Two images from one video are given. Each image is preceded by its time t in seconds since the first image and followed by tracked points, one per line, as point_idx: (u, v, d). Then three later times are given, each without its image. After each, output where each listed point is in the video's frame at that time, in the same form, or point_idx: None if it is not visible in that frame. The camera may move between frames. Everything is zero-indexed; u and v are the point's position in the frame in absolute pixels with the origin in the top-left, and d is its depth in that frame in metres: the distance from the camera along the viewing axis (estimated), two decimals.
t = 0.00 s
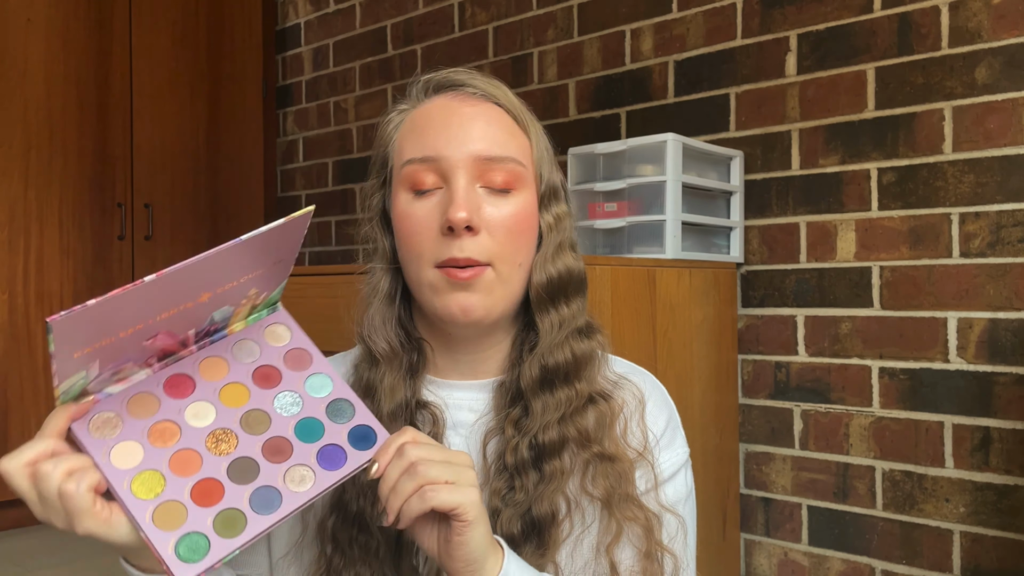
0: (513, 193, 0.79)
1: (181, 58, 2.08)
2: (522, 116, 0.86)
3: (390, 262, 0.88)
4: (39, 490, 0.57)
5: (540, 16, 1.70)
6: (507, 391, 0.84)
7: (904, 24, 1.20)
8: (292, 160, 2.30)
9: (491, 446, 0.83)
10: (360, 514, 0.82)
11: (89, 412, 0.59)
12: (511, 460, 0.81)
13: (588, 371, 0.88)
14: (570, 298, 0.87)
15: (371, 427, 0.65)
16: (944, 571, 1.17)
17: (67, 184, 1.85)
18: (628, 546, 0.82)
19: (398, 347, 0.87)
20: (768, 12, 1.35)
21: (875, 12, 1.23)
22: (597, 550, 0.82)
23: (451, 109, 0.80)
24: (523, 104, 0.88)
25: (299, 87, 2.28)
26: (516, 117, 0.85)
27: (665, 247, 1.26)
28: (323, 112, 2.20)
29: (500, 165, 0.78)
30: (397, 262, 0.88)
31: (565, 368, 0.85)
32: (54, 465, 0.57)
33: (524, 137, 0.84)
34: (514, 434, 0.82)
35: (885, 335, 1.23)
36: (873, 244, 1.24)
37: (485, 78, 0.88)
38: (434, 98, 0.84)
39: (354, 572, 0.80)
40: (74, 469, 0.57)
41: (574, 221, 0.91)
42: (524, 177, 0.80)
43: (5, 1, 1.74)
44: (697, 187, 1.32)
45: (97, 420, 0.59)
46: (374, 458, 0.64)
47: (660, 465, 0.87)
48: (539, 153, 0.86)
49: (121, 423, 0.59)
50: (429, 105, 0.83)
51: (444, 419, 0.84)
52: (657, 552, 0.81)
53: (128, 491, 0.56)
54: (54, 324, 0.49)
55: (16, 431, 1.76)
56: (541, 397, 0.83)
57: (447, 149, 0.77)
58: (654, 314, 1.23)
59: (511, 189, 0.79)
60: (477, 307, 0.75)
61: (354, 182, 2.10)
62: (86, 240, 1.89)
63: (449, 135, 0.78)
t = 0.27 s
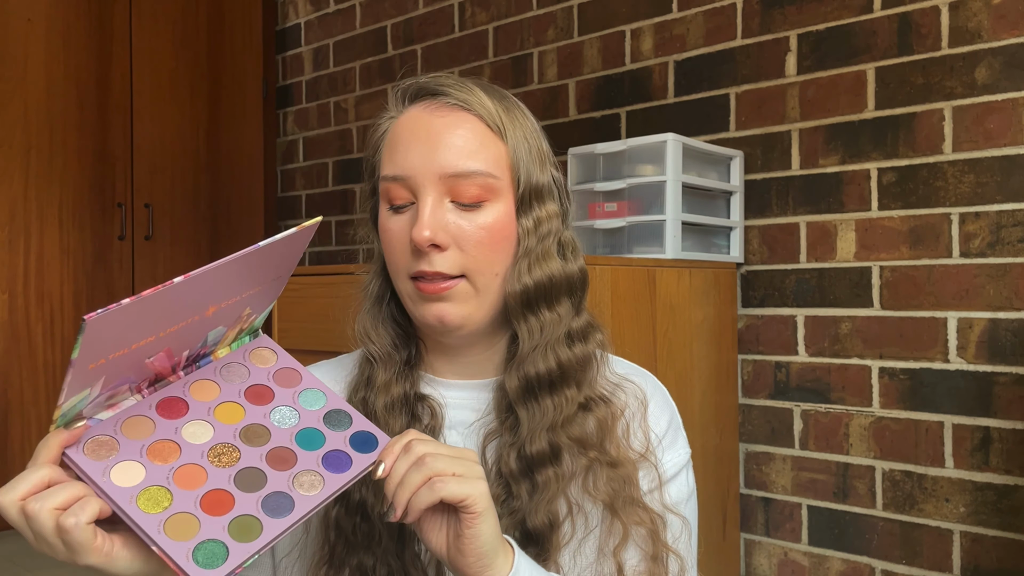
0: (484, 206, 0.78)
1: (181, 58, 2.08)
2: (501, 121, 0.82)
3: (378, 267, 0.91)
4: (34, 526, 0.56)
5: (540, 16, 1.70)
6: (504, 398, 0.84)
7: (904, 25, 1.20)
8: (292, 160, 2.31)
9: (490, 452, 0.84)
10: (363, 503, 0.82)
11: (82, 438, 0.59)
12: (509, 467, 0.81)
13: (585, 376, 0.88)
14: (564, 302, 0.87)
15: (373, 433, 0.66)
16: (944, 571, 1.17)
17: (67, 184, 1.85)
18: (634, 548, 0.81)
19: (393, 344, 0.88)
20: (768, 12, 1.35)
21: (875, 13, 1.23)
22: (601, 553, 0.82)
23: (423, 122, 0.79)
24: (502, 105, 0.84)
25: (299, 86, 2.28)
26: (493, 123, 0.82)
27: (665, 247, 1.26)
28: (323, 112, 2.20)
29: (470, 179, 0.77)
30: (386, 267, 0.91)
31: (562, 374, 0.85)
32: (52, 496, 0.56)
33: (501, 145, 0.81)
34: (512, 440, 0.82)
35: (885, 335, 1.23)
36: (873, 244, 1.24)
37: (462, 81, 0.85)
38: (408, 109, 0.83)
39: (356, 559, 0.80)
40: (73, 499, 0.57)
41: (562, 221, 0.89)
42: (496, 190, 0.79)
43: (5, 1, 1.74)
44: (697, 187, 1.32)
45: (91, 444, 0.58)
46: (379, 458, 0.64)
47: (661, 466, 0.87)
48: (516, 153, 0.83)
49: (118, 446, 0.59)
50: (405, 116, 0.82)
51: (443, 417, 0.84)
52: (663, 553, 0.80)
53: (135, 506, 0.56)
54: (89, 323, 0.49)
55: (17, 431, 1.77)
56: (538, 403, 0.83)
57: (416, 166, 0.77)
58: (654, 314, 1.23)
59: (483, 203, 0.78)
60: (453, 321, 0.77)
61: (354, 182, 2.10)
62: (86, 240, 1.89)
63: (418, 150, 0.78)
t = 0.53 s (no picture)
0: (482, 206, 0.78)
1: (181, 58, 2.08)
2: (500, 121, 0.82)
3: (378, 267, 0.92)
4: (34, 519, 0.56)
5: (540, 16, 1.70)
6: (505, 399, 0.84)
7: (904, 25, 1.20)
8: (292, 160, 2.30)
9: (491, 454, 0.83)
10: (363, 504, 0.82)
11: (85, 434, 0.59)
12: (510, 469, 0.81)
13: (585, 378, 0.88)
14: (564, 304, 0.88)
15: (377, 434, 0.66)
16: (944, 571, 1.17)
17: (67, 184, 1.85)
18: (636, 550, 0.81)
19: (393, 346, 0.88)
20: (768, 12, 1.35)
21: (875, 12, 1.23)
22: (603, 555, 0.81)
23: (421, 122, 0.79)
24: (501, 105, 0.84)
25: (299, 86, 2.28)
26: (492, 123, 0.81)
27: (665, 247, 1.26)
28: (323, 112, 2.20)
29: (468, 179, 0.77)
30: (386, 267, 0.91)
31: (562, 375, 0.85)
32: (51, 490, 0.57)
33: (499, 145, 0.81)
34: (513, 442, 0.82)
35: (885, 335, 1.23)
36: (873, 244, 1.24)
37: (462, 80, 0.85)
38: (406, 109, 0.83)
39: (357, 559, 0.80)
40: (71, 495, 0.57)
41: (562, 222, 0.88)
42: (495, 190, 0.79)
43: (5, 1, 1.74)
44: (697, 187, 1.31)
45: (96, 440, 0.59)
46: (383, 458, 0.63)
47: (662, 467, 0.86)
48: (515, 154, 0.83)
49: (122, 442, 0.59)
50: (404, 116, 0.82)
51: (443, 418, 0.84)
52: (665, 556, 0.80)
53: (138, 500, 0.56)
54: (104, 324, 0.50)
55: (17, 432, 1.76)
56: (539, 405, 0.83)
57: (414, 166, 0.77)
58: (654, 314, 1.23)
59: (481, 204, 0.78)
60: (450, 322, 0.77)
61: (354, 182, 2.10)
62: (86, 240, 1.89)
63: (415, 151, 0.78)
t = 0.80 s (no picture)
0: (478, 205, 0.78)
1: (181, 58, 2.08)
2: (498, 121, 0.82)
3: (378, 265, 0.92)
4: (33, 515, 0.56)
5: (540, 16, 1.70)
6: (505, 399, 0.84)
7: (904, 24, 1.20)
8: (292, 160, 2.30)
9: (492, 454, 0.83)
10: (363, 500, 0.82)
11: (87, 431, 0.59)
12: (511, 469, 0.81)
13: (585, 377, 0.88)
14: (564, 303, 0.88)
15: (378, 427, 0.66)
16: (944, 571, 1.17)
17: (67, 183, 1.85)
18: (640, 548, 0.81)
19: (394, 342, 0.88)
20: (768, 12, 1.35)
21: (875, 12, 1.23)
22: (607, 554, 0.81)
23: (419, 123, 0.79)
24: (500, 105, 0.84)
25: (299, 86, 2.28)
26: (489, 123, 0.81)
27: (665, 247, 1.26)
28: (323, 112, 2.20)
29: (464, 179, 0.77)
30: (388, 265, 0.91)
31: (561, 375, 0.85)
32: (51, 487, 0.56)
33: (497, 145, 0.81)
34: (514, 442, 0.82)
35: (884, 335, 1.23)
36: (873, 244, 1.24)
37: (461, 80, 0.85)
38: (405, 111, 0.83)
39: (356, 554, 0.80)
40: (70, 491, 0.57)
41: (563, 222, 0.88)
42: (491, 190, 0.79)
43: (5, 1, 1.74)
44: (697, 187, 1.31)
45: (98, 436, 0.59)
46: (384, 450, 0.64)
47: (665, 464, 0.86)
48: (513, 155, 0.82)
49: (125, 437, 0.59)
50: (402, 117, 0.82)
51: (444, 414, 0.84)
52: (670, 554, 0.80)
53: (142, 495, 0.56)
54: (123, 340, 0.50)
55: (17, 432, 1.76)
56: (539, 405, 0.83)
57: (410, 166, 0.77)
58: (654, 314, 1.23)
59: (477, 203, 0.78)
60: (444, 320, 0.76)
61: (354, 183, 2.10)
62: (86, 240, 1.89)
63: (413, 152, 0.78)
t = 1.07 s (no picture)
0: (476, 205, 0.78)
1: (181, 58, 2.08)
2: (499, 122, 0.82)
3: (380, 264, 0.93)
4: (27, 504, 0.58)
5: (540, 16, 1.70)
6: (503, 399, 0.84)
7: (904, 24, 1.20)
8: (292, 160, 2.30)
9: (490, 454, 0.83)
10: (360, 496, 0.82)
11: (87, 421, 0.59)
12: (509, 470, 0.81)
13: (584, 379, 0.87)
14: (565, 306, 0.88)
15: (374, 421, 0.66)
16: (944, 571, 1.17)
17: (67, 184, 1.85)
18: (638, 551, 0.81)
19: (395, 340, 0.88)
20: (768, 12, 1.35)
21: (875, 12, 1.23)
22: (605, 556, 0.81)
23: (420, 122, 0.80)
24: (502, 106, 0.84)
25: (299, 86, 2.28)
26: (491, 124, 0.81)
27: (665, 247, 1.26)
28: (323, 112, 2.20)
29: (462, 178, 0.77)
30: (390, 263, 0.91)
31: (560, 377, 0.85)
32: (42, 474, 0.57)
33: (496, 144, 0.81)
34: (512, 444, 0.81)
35: (884, 335, 1.23)
36: (873, 244, 1.24)
37: (463, 80, 0.85)
38: (408, 110, 0.83)
39: (353, 549, 0.80)
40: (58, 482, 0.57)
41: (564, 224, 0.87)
42: (490, 188, 0.79)
43: (5, 1, 1.74)
44: (697, 187, 1.31)
45: (97, 425, 0.59)
46: (380, 442, 0.63)
47: (665, 467, 0.86)
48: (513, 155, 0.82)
49: (123, 426, 0.60)
50: (405, 116, 0.83)
51: (443, 414, 0.84)
52: (669, 557, 0.80)
53: (136, 478, 0.56)
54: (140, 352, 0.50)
55: (17, 431, 1.77)
56: (538, 407, 0.83)
57: (410, 165, 0.78)
58: (654, 313, 1.23)
59: (475, 203, 0.78)
60: (442, 319, 0.77)
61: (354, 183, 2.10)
62: (86, 240, 1.90)
63: (413, 151, 0.78)
